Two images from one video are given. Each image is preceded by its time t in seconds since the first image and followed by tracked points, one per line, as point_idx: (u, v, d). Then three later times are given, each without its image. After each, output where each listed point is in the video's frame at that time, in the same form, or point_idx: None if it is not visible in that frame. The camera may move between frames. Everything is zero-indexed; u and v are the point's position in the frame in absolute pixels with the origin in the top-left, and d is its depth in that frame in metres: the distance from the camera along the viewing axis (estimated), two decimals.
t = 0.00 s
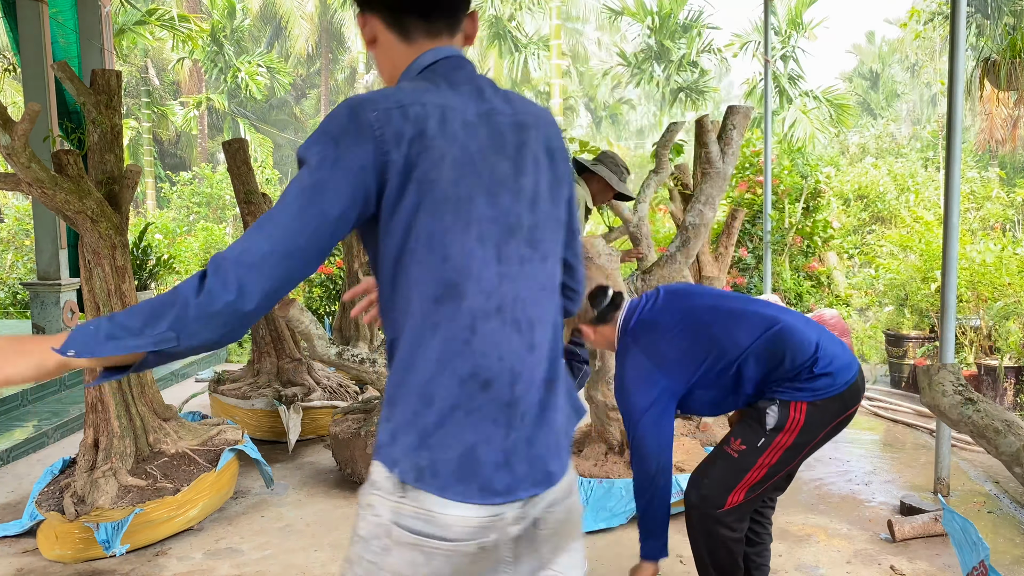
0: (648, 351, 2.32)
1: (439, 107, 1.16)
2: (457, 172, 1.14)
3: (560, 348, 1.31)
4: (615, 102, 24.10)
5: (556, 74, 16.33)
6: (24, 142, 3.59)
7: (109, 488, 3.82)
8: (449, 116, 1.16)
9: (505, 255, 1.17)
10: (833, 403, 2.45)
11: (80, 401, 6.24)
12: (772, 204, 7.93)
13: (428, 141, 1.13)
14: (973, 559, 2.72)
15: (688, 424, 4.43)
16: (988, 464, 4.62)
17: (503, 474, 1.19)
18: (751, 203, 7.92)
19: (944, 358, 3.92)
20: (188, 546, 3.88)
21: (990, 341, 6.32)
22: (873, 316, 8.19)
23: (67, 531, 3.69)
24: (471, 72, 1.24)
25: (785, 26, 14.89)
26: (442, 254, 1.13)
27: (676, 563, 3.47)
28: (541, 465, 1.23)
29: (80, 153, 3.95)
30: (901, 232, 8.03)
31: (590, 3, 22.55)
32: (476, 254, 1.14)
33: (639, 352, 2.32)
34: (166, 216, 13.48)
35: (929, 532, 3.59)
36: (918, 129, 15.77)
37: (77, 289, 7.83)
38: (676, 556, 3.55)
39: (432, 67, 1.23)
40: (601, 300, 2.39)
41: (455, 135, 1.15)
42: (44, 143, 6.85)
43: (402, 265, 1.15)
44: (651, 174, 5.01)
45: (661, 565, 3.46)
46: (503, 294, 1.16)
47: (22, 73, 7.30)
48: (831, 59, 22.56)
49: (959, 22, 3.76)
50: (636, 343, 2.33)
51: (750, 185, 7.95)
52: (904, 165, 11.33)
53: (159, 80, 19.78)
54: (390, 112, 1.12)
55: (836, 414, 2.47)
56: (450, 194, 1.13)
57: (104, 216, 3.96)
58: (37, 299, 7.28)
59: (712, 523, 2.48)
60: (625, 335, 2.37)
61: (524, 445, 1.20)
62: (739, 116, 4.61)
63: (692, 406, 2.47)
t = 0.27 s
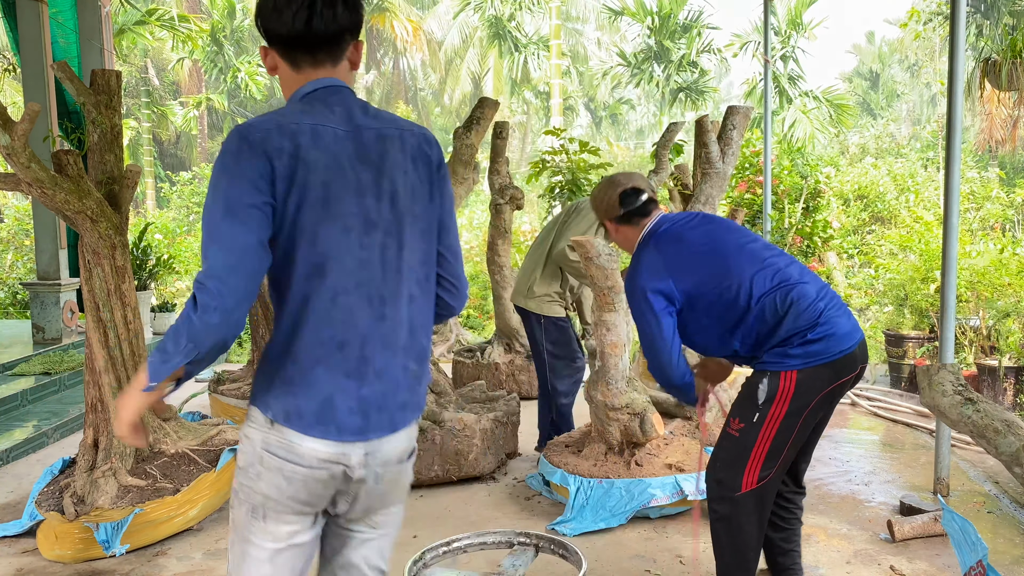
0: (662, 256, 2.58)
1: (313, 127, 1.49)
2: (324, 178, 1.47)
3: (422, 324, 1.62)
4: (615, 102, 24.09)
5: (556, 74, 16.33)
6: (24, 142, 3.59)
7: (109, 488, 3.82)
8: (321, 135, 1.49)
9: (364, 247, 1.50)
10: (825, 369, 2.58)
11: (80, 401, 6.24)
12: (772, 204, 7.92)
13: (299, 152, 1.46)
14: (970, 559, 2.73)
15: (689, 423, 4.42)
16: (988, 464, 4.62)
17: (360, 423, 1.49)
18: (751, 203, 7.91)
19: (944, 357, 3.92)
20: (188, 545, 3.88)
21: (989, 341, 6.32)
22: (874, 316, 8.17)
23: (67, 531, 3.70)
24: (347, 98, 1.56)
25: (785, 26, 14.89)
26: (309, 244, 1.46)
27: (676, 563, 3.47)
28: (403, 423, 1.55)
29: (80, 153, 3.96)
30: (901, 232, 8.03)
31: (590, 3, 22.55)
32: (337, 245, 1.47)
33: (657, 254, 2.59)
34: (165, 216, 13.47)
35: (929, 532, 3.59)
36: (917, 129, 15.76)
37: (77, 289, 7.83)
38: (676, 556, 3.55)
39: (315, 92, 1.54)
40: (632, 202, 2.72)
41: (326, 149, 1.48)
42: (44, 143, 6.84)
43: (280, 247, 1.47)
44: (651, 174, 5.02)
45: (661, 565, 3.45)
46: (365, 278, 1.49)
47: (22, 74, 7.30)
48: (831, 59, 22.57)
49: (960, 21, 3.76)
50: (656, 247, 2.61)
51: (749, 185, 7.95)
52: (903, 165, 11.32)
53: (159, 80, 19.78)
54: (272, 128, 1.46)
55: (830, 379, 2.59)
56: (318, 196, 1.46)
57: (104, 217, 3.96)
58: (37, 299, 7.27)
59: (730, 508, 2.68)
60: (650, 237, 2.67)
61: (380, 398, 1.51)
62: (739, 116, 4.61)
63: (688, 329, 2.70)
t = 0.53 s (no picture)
0: (716, 201, 2.65)
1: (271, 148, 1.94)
2: (271, 189, 1.92)
3: (358, 309, 1.99)
4: (615, 102, 24.11)
5: (556, 74, 16.35)
6: (24, 143, 3.59)
7: (109, 488, 3.82)
8: (274, 154, 1.94)
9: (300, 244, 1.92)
10: (825, 360, 2.60)
11: (80, 401, 6.24)
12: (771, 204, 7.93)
13: (255, 169, 1.93)
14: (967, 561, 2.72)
15: (689, 423, 4.43)
16: (988, 463, 4.62)
17: (293, 387, 1.91)
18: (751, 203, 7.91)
19: (944, 357, 3.91)
20: (188, 546, 3.89)
21: (989, 341, 6.33)
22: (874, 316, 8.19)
23: (67, 531, 3.69)
24: (305, 119, 1.99)
25: (785, 26, 14.91)
26: (259, 242, 1.92)
27: (675, 563, 3.47)
28: (330, 389, 1.94)
29: (80, 154, 3.96)
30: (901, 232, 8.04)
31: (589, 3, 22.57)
32: (277, 244, 1.91)
33: (711, 196, 2.67)
34: (165, 216, 13.48)
35: (929, 532, 3.59)
36: (917, 129, 15.78)
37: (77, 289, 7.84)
38: (676, 555, 3.56)
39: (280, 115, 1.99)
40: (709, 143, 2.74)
41: (275, 165, 1.93)
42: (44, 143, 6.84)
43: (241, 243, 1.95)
44: (651, 174, 5.03)
45: (661, 564, 3.46)
46: (301, 271, 1.92)
47: (23, 74, 7.31)
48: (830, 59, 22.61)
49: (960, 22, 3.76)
50: (713, 191, 2.68)
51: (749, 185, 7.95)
52: (903, 165, 11.33)
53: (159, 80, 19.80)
54: (240, 152, 1.94)
55: (829, 369, 2.61)
56: (265, 203, 1.92)
57: (104, 217, 3.96)
58: (37, 299, 7.28)
59: (737, 499, 2.68)
60: (713, 181, 2.73)
61: (313, 368, 1.92)
62: (738, 116, 4.62)
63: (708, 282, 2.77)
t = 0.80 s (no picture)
0: (766, 176, 2.79)
1: (288, 153, 2.42)
2: (283, 188, 2.40)
3: (347, 290, 2.43)
4: (614, 102, 24.12)
5: (556, 74, 16.33)
6: (24, 142, 3.58)
7: (109, 488, 3.81)
8: (289, 159, 2.41)
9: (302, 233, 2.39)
10: (824, 350, 2.70)
11: (80, 401, 6.24)
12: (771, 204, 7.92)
13: (274, 170, 2.41)
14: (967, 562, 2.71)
15: (689, 423, 4.42)
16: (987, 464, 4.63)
17: (289, 353, 2.39)
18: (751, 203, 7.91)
19: (944, 357, 3.92)
20: (187, 545, 3.89)
21: (989, 342, 6.34)
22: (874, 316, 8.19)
23: (67, 531, 3.69)
24: (323, 131, 2.46)
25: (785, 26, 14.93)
26: (272, 229, 2.41)
27: (675, 563, 3.47)
28: (317, 355, 2.38)
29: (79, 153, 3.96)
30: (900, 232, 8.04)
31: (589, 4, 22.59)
32: (284, 232, 2.39)
33: (764, 171, 2.81)
34: (165, 216, 13.48)
35: (928, 533, 3.59)
36: (916, 130, 15.79)
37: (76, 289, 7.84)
38: (675, 556, 3.56)
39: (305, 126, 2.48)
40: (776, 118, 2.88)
41: (288, 168, 2.41)
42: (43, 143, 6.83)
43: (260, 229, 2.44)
44: (651, 174, 5.02)
45: (660, 564, 3.46)
46: (301, 257, 2.39)
47: (23, 74, 7.30)
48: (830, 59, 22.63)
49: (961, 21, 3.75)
50: (766, 168, 2.82)
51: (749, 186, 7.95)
52: (903, 165, 11.34)
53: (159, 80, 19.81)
54: (265, 156, 2.43)
55: (828, 360, 2.71)
56: (277, 199, 2.40)
57: (104, 217, 3.96)
58: (37, 299, 7.28)
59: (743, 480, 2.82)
60: (769, 158, 2.86)
61: (305, 335, 2.38)
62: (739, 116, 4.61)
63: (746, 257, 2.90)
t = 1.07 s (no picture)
0: (777, 170, 2.82)
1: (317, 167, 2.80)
2: (312, 198, 2.79)
3: (368, 286, 2.79)
4: (614, 102, 24.14)
5: (556, 75, 16.34)
6: (24, 143, 3.58)
7: (108, 488, 3.81)
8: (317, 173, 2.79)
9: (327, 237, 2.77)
10: (824, 340, 2.74)
11: (80, 401, 6.24)
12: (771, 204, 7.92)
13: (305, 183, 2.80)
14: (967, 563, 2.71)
15: (689, 423, 4.42)
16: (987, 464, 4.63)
17: (320, 338, 2.78)
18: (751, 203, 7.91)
19: (944, 358, 3.91)
20: (187, 546, 3.89)
21: (989, 341, 6.35)
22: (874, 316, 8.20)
23: (67, 531, 3.69)
24: (348, 147, 2.82)
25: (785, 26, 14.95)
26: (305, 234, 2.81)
27: (675, 563, 3.47)
28: (344, 342, 2.76)
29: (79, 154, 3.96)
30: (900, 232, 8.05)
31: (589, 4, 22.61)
32: (313, 236, 2.78)
33: (773, 165, 2.84)
34: (165, 216, 13.49)
35: (928, 533, 3.59)
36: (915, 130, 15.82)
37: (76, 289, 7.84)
38: (675, 556, 3.56)
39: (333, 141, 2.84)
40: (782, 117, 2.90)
41: (316, 180, 2.79)
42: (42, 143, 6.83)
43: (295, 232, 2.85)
44: (651, 174, 5.03)
45: (660, 564, 3.46)
46: (328, 257, 2.77)
47: (22, 74, 7.30)
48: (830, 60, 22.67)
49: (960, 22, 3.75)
50: (777, 162, 2.84)
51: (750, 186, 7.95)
52: (902, 165, 11.35)
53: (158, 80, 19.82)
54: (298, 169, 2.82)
55: (828, 348, 2.74)
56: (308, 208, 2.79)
57: (104, 217, 3.96)
58: (37, 299, 7.27)
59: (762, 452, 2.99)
60: (779, 154, 2.88)
61: (331, 324, 2.76)
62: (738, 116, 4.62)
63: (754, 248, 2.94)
